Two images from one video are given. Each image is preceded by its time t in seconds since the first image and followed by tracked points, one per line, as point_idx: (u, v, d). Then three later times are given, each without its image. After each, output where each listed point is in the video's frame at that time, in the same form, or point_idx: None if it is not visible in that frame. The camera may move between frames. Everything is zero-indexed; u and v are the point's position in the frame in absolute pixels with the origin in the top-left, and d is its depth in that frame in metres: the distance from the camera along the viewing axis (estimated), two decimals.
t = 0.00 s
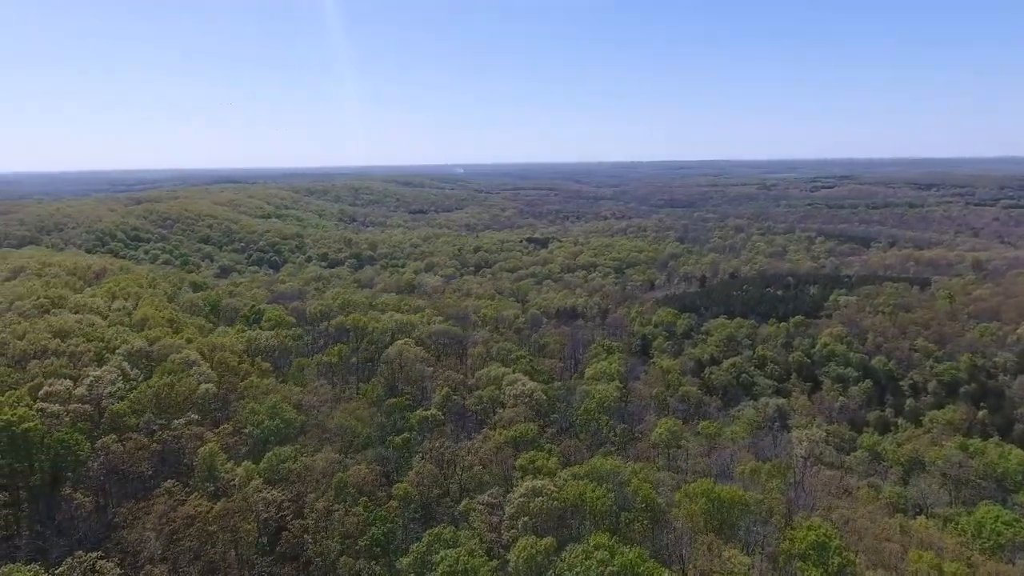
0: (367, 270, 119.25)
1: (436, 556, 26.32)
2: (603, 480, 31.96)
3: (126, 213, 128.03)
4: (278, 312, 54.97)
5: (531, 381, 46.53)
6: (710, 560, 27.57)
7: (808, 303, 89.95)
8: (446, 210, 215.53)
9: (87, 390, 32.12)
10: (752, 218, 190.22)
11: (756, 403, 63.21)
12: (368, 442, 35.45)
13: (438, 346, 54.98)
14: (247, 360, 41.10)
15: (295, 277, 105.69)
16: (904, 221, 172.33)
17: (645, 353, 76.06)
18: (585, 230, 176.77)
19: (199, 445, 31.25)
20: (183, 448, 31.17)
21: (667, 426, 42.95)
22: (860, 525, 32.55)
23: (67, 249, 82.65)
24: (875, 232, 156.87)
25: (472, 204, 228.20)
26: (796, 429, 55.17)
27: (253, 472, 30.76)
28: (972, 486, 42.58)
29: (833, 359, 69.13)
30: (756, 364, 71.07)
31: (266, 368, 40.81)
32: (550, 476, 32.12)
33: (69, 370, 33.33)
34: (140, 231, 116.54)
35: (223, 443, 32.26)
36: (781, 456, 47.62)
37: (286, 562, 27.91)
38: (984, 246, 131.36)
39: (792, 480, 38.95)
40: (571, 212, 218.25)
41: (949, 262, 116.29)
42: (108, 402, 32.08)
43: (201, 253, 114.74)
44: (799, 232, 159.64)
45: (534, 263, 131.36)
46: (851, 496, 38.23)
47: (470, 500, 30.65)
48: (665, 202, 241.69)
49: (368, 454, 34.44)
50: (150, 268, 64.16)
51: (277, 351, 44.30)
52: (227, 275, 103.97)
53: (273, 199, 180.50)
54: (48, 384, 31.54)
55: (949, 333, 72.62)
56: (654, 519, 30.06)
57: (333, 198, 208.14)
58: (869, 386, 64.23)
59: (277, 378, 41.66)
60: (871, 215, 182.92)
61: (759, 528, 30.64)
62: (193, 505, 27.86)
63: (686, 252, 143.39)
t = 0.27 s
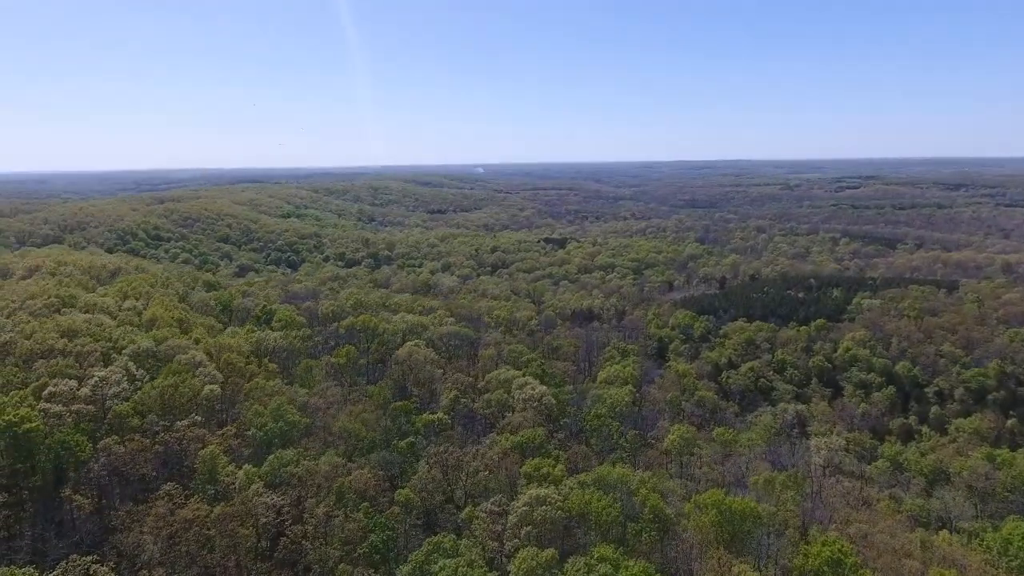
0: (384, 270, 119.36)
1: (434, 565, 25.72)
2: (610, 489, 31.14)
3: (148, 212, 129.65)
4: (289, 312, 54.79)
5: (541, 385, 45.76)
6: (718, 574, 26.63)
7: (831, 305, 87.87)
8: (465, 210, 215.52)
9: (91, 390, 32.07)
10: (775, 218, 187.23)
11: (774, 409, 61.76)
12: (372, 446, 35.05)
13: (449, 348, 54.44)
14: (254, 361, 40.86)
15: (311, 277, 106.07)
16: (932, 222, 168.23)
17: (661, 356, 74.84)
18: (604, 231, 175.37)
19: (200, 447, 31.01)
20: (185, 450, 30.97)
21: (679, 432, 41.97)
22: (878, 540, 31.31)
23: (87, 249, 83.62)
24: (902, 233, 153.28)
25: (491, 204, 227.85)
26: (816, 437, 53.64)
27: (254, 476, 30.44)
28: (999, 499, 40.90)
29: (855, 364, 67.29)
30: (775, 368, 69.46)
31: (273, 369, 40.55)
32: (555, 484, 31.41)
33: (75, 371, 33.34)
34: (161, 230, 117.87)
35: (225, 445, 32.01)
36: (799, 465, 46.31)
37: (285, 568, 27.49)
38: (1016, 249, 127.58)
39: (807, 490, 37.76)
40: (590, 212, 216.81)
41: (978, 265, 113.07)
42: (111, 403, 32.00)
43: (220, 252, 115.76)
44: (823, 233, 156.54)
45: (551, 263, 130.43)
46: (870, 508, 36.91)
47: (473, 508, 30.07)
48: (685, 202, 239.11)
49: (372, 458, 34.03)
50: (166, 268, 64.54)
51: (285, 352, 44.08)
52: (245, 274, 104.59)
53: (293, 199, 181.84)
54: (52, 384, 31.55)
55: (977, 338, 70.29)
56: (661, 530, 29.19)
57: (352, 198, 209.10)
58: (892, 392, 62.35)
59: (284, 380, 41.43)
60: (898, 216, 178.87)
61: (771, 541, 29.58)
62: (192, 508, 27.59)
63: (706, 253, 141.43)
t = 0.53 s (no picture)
0: (398, 270, 119.33)
1: None
2: (614, 499, 30.36)
3: (166, 211, 130.91)
4: (297, 312, 54.53)
5: (549, 389, 44.96)
6: None
7: (851, 309, 85.87)
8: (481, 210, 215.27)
9: (91, 392, 31.96)
10: (795, 219, 184.38)
11: (790, 415, 60.34)
12: (373, 450, 34.61)
13: (457, 350, 53.87)
14: (258, 362, 40.56)
15: (325, 277, 106.24)
16: (958, 223, 164.41)
17: (674, 359, 73.64)
18: (620, 231, 173.89)
19: (199, 450, 30.76)
20: (183, 453, 30.74)
21: (690, 439, 41.02)
22: (894, 555, 30.09)
23: (104, 248, 84.29)
24: (926, 235, 149.93)
25: (507, 205, 227.27)
26: (833, 445, 52.18)
27: (252, 481, 30.10)
28: None
29: (875, 370, 65.53)
30: (791, 373, 67.94)
31: (276, 370, 40.27)
32: (558, 493, 30.71)
33: (77, 371, 33.30)
34: (178, 229, 118.83)
35: (224, 448, 31.75)
36: (813, 475, 45.09)
37: None
38: None
39: (821, 502, 36.61)
40: (607, 213, 215.27)
41: (1005, 268, 110.00)
42: (111, 404, 31.89)
43: (236, 252, 116.54)
44: (845, 235, 153.62)
45: (566, 264, 129.40)
46: (886, 521, 35.64)
47: (473, 516, 29.55)
48: (704, 203, 236.56)
49: (372, 463, 33.54)
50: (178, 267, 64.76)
51: (290, 354, 43.83)
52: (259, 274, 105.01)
53: (310, 198, 182.78)
54: (53, 385, 31.48)
55: (1003, 344, 68.10)
56: (666, 542, 28.33)
57: (368, 198, 209.66)
58: (913, 399, 60.56)
59: (288, 382, 41.09)
60: (922, 217, 175.15)
61: (780, 556, 28.57)
62: (187, 513, 27.31)
63: (724, 254, 139.51)
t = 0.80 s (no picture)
0: (412, 270, 119.17)
1: None
2: (618, 509, 29.49)
3: (184, 211, 132.03)
4: (305, 313, 54.19)
5: (557, 393, 44.10)
6: None
7: (872, 312, 83.81)
8: (497, 210, 214.74)
9: (92, 393, 31.76)
10: (816, 220, 181.28)
11: (807, 421, 58.86)
12: (375, 454, 34.13)
13: (466, 352, 53.23)
14: (262, 364, 40.22)
15: (339, 277, 106.33)
16: (985, 224, 160.41)
17: (688, 363, 72.36)
18: (637, 231, 172.29)
19: (197, 453, 30.41)
20: (181, 456, 30.42)
21: (700, 447, 40.00)
22: (911, 572, 28.85)
23: (120, 247, 84.92)
24: (951, 236, 146.42)
25: (523, 205, 226.45)
26: (851, 454, 50.64)
27: (249, 485, 29.67)
28: None
29: (896, 375, 63.73)
30: (809, 378, 66.34)
31: (280, 372, 39.91)
32: (561, 502, 29.94)
33: (79, 372, 33.14)
34: (195, 229, 119.66)
35: (223, 451, 31.40)
36: (828, 486, 43.81)
37: None
38: None
39: (835, 514, 35.40)
40: (624, 213, 213.61)
41: None
42: (112, 406, 31.66)
43: (251, 251, 117.17)
44: (867, 236, 150.63)
45: (581, 264, 128.32)
46: (905, 535, 34.31)
47: (474, 525, 28.91)
48: (723, 203, 233.77)
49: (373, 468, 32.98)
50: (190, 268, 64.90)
51: (296, 355, 43.50)
52: (274, 274, 105.30)
53: (327, 198, 183.56)
54: (54, 385, 31.32)
55: None
56: (671, 555, 27.39)
57: (385, 198, 210.07)
58: (935, 405, 58.69)
59: (292, 385, 40.71)
60: (947, 218, 171.30)
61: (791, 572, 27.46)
62: (183, 518, 26.96)
63: (742, 255, 137.42)
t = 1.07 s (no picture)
0: (427, 270, 118.96)
1: None
2: (623, 520, 28.62)
3: (202, 210, 133.14)
4: (314, 313, 53.88)
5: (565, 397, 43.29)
6: None
7: (894, 316, 81.69)
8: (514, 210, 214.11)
9: (94, 394, 31.55)
10: (838, 221, 178.08)
11: (825, 428, 57.33)
12: (377, 459, 33.61)
13: (475, 355, 52.57)
14: (267, 366, 39.91)
15: (354, 276, 106.45)
16: (1014, 226, 156.31)
17: (703, 367, 71.04)
18: (655, 232, 170.57)
19: (197, 455, 30.10)
20: (180, 459, 30.07)
21: (712, 455, 38.93)
22: None
23: (137, 246, 85.54)
24: (978, 238, 142.79)
25: (540, 205, 225.52)
26: (869, 462, 49.13)
27: (248, 490, 29.29)
28: None
29: (918, 382, 61.88)
30: (827, 383, 64.72)
31: (285, 374, 39.56)
32: (565, 512, 29.11)
33: (82, 372, 32.99)
34: (212, 228, 120.49)
35: (223, 454, 31.01)
36: (844, 498, 42.49)
37: None
38: None
39: (851, 528, 34.18)
40: (642, 214, 211.80)
41: None
42: (112, 407, 31.42)
43: (267, 251, 117.77)
44: (890, 237, 147.50)
45: (597, 265, 127.17)
46: (925, 550, 32.95)
47: (474, 533, 28.23)
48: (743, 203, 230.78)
49: (373, 475, 32.51)
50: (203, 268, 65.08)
51: (302, 357, 43.16)
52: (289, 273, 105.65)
53: (344, 198, 184.30)
54: (55, 385, 31.15)
55: None
56: (677, 568, 26.46)
57: (402, 197, 210.36)
58: (959, 413, 56.77)
59: (297, 388, 40.38)
60: (974, 219, 167.27)
61: None
62: (179, 521, 26.59)
63: (761, 256, 135.29)
